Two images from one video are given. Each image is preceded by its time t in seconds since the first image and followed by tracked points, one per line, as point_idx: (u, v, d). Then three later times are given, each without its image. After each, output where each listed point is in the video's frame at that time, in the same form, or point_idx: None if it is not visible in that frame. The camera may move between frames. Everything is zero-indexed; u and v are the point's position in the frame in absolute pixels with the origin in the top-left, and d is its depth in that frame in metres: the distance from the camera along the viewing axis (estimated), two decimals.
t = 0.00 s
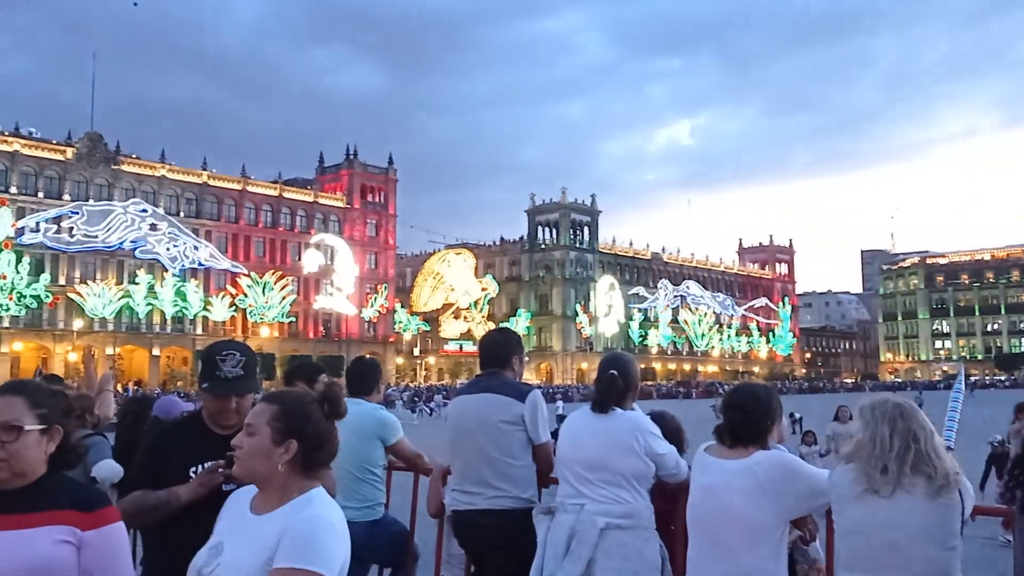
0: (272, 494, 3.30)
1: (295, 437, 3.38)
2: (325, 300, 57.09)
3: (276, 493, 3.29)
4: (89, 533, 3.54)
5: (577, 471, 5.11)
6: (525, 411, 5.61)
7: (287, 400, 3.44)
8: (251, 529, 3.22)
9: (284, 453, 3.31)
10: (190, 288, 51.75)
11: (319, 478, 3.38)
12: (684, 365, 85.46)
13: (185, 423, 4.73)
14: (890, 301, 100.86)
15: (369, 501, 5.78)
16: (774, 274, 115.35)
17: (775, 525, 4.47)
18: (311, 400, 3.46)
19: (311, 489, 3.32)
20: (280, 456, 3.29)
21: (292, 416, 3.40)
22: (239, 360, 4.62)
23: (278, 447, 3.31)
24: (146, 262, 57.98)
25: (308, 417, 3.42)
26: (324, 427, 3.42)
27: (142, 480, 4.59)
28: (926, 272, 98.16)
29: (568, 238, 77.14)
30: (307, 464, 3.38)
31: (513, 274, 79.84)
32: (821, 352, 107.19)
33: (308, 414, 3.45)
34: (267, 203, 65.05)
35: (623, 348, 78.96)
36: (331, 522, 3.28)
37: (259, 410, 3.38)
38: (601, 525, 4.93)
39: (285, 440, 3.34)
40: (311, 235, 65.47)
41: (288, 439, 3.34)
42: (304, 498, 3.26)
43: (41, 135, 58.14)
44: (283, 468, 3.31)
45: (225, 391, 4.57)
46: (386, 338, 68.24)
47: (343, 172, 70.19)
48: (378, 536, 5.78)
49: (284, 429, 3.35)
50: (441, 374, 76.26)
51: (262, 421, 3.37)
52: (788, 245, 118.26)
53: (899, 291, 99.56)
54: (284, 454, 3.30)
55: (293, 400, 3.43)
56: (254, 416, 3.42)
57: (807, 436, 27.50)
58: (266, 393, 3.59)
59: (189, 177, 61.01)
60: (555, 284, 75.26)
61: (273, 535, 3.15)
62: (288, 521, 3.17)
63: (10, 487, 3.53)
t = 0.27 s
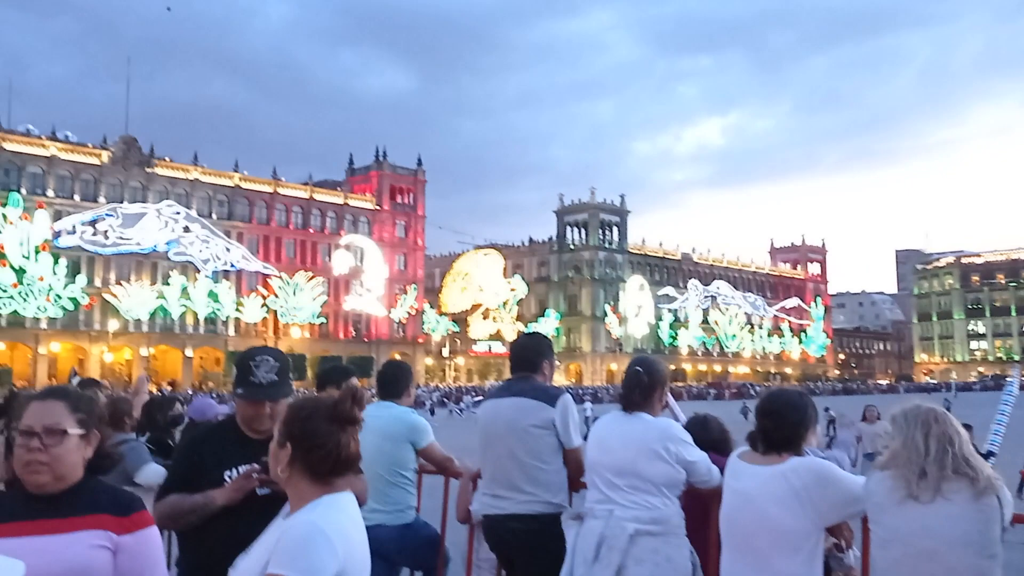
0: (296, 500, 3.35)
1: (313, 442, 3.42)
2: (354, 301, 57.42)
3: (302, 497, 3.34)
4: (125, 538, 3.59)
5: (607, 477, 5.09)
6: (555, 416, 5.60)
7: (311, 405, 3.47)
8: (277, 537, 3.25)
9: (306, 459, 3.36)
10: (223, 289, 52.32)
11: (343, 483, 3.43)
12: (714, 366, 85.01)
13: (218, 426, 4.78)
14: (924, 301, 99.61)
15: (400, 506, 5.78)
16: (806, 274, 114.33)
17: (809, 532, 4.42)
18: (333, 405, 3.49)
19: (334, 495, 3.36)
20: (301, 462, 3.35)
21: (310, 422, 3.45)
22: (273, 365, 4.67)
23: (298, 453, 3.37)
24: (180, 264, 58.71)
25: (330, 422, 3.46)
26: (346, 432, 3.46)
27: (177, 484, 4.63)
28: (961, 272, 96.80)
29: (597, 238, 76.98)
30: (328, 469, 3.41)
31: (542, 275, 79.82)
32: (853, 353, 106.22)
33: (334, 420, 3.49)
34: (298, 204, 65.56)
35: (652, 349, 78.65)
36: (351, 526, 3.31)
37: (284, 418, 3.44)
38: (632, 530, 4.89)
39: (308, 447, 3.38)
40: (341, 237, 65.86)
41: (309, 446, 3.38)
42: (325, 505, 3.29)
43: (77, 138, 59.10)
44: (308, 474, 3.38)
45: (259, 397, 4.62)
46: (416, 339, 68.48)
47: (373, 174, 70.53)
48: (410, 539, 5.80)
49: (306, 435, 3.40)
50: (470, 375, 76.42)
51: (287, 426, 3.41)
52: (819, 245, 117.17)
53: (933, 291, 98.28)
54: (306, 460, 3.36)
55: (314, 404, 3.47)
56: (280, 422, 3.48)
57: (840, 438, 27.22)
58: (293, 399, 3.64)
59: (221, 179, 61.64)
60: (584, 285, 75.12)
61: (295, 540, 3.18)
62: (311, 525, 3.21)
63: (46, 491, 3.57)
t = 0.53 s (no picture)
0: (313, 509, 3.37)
1: (326, 449, 3.44)
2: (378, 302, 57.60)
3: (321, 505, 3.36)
4: (152, 545, 3.61)
5: (630, 481, 5.05)
6: (580, 420, 5.57)
7: (330, 414, 3.50)
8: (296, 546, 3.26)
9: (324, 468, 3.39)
10: (248, 291, 52.67)
11: (360, 489, 3.44)
12: (740, 364, 84.51)
13: (245, 433, 4.81)
14: (953, 298, 98.43)
15: (426, 509, 5.78)
16: (832, 271, 113.40)
17: (836, 537, 4.36)
18: (351, 408, 3.50)
19: (351, 504, 3.37)
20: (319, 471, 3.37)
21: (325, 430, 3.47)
22: (299, 371, 4.71)
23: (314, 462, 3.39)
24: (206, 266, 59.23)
25: (347, 429, 3.47)
26: (366, 438, 3.46)
27: (206, 491, 4.66)
28: (991, 268, 95.61)
29: (620, 238, 76.77)
30: (345, 475, 3.41)
31: (565, 274, 79.67)
32: (881, 351, 105.21)
33: (352, 429, 3.50)
34: (322, 207, 65.90)
35: (677, 348, 78.30)
36: (365, 533, 3.31)
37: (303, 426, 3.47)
38: (657, 536, 4.85)
39: (327, 456, 3.42)
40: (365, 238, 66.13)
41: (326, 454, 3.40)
42: (346, 514, 3.31)
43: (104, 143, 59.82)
44: (328, 479, 3.40)
45: (282, 404, 4.64)
46: (440, 340, 68.56)
47: (396, 175, 70.71)
48: (436, 543, 5.80)
49: (323, 444, 3.42)
50: (495, 375, 76.47)
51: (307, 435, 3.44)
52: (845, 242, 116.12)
53: (962, 288, 97.14)
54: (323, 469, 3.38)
55: (331, 411, 3.50)
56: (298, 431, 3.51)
57: (869, 438, 26.96)
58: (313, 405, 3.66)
59: (246, 182, 62.09)
60: (608, 284, 74.94)
61: (311, 546, 3.19)
62: (330, 532, 3.23)
63: (74, 500, 3.60)
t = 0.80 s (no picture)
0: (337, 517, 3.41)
1: (344, 458, 3.46)
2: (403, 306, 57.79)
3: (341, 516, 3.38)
4: (177, 550, 3.65)
5: (659, 488, 5.00)
6: (607, 425, 5.54)
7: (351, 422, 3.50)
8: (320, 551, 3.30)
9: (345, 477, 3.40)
10: (274, 296, 52.99)
11: (384, 495, 3.44)
12: (768, 367, 83.93)
13: (275, 440, 4.82)
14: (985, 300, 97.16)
15: (453, 514, 5.77)
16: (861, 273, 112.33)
17: (868, 543, 4.29)
18: (377, 415, 3.51)
19: (371, 512, 3.39)
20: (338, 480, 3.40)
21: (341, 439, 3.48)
22: (326, 379, 4.71)
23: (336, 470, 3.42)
24: (233, 272, 59.71)
25: (367, 437, 3.49)
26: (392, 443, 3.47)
27: (236, 497, 4.68)
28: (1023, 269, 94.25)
29: (645, 240, 76.51)
30: (369, 482, 3.43)
31: (591, 278, 79.52)
32: (911, 353, 104.05)
33: (377, 437, 3.50)
34: (347, 211, 66.24)
35: (703, 351, 77.99)
36: (386, 539, 3.32)
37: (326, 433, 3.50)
38: (687, 543, 4.81)
39: (348, 465, 3.44)
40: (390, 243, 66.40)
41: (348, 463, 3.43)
42: (368, 520, 3.33)
43: (133, 150, 60.54)
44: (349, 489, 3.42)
45: (310, 411, 4.67)
46: (465, 344, 68.64)
47: (420, 180, 70.94)
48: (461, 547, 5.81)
49: (342, 453, 3.45)
50: (520, 379, 76.44)
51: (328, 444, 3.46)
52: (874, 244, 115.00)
53: (993, 289, 95.86)
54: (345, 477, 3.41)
55: (353, 421, 3.51)
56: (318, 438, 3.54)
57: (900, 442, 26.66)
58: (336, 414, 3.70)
59: (273, 188, 62.56)
60: (633, 287, 74.70)
61: (334, 554, 3.21)
62: (354, 538, 3.26)
63: (105, 506, 3.63)
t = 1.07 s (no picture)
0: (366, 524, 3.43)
1: (371, 466, 3.48)
2: (432, 312, 57.95)
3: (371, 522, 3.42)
4: (207, 558, 3.78)
5: (691, 497, 4.96)
6: (637, 433, 5.50)
7: (380, 429, 3.53)
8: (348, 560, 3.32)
9: (376, 484, 3.43)
10: (304, 302, 53.36)
11: (413, 504, 3.44)
12: (800, 373, 83.15)
13: (305, 448, 4.86)
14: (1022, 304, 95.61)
15: (483, 522, 5.76)
16: (895, 278, 111.02)
17: (904, 552, 4.21)
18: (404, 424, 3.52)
19: (400, 519, 3.40)
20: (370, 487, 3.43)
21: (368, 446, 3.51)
22: (357, 388, 4.75)
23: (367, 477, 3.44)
24: (264, 279, 60.27)
25: (396, 444, 3.51)
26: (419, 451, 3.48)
27: (268, 505, 4.71)
28: None
29: (674, 245, 76.16)
30: (399, 488, 3.44)
31: (619, 283, 79.33)
32: (947, 358, 102.64)
33: (404, 446, 3.51)
34: (376, 218, 66.60)
35: (734, 357, 77.50)
36: (419, 545, 3.33)
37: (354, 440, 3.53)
38: (720, 552, 4.77)
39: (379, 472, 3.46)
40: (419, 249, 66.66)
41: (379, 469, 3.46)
42: (398, 527, 3.35)
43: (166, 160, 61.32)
44: (379, 494, 3.44)
45: (341, 419, 4.69)
46: (493, 350, 68.77)
47: (448, 187, 71.15)
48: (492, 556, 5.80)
49: (372, 460, 3.47)
50: (549, 385, 76.37)
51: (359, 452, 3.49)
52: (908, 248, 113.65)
53: None
54: (375, 485, 3.43)
55: (380, 428, 3.53)
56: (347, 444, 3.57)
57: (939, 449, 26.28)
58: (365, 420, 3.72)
59: (303, 196, 63.09)
60: (662, 293, 74.38)
61: (363, 562, 3.21)
62: (384, 546, 3.27)
63: (135, 515, 3.72)
